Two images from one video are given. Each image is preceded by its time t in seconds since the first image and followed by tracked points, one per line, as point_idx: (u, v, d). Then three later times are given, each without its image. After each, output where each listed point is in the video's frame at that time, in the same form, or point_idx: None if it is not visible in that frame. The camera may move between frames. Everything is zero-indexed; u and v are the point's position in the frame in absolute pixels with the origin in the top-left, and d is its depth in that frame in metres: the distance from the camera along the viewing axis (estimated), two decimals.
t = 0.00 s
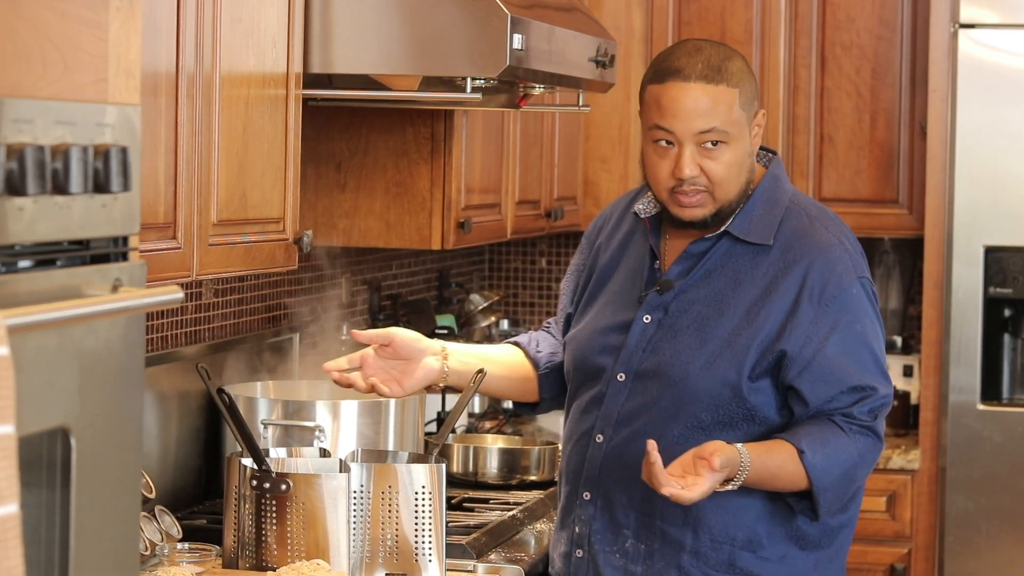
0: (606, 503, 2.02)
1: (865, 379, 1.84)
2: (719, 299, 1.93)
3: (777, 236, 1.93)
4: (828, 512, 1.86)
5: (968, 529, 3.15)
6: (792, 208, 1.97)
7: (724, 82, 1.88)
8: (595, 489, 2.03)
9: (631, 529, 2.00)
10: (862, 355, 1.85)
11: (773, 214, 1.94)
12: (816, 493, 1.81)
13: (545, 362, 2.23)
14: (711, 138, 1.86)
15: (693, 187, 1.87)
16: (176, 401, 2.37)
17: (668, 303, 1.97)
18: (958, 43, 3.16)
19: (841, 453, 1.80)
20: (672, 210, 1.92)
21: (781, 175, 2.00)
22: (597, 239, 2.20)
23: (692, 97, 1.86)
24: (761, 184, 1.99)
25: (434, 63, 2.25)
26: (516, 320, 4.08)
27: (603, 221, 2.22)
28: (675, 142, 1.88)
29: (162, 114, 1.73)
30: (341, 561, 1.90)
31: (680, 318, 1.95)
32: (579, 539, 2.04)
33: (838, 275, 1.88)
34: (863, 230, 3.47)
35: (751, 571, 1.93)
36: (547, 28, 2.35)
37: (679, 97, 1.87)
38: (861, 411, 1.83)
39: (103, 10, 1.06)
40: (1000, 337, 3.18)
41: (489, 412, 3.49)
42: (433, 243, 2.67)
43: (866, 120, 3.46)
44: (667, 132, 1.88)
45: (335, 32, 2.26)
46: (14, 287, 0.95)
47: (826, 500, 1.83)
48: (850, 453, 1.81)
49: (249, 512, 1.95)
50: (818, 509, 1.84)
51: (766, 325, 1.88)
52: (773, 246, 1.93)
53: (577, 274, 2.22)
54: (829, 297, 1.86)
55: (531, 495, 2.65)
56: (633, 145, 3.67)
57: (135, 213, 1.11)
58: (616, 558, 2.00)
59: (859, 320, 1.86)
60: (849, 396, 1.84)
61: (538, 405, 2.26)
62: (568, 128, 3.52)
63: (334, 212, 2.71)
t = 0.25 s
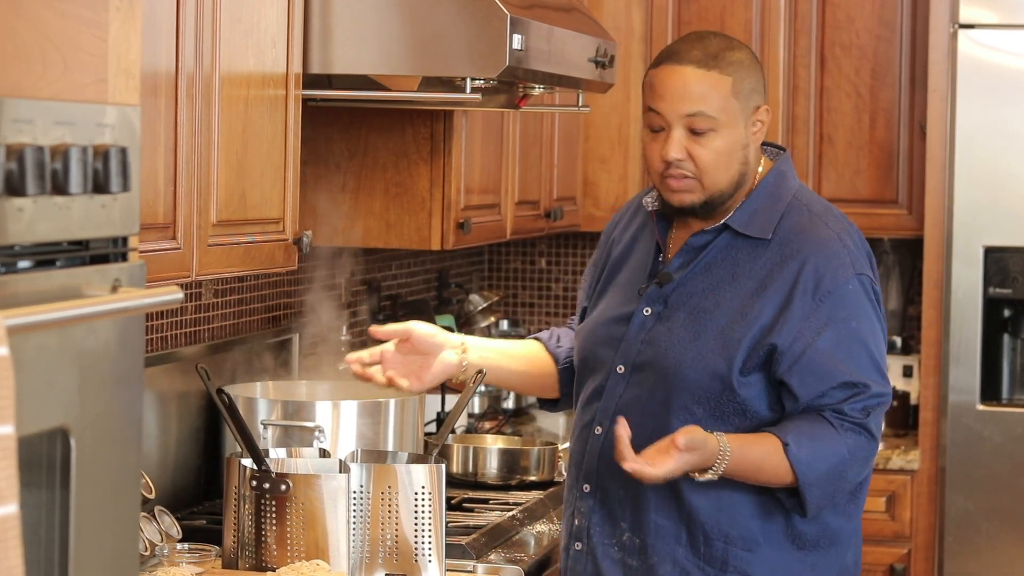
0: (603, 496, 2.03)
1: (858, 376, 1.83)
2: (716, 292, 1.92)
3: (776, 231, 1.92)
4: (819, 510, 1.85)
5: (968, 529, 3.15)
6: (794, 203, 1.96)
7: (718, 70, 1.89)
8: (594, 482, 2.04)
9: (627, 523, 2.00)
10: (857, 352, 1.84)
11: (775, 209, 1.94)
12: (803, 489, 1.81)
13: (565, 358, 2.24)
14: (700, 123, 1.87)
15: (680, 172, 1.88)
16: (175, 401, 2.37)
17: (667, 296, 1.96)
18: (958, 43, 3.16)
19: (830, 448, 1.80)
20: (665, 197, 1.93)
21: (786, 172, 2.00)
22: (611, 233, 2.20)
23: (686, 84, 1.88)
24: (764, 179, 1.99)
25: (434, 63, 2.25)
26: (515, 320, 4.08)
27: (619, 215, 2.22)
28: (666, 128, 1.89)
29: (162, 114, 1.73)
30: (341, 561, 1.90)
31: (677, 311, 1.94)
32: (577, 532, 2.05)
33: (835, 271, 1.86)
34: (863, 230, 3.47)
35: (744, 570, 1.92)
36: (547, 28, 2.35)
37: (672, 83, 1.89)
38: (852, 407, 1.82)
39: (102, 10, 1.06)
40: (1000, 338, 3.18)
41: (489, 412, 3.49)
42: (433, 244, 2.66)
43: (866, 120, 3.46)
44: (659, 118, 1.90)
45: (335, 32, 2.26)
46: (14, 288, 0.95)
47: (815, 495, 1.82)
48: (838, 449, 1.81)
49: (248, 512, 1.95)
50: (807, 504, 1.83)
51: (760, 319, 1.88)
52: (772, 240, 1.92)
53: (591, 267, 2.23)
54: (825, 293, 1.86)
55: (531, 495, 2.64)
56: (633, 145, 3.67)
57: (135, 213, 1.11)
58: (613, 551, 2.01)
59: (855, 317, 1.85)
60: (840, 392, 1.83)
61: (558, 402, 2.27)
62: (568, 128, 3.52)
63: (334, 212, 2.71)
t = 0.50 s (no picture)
0: (599, 487, 2.06)
1: (841, 367, 1.81)
2: (709, 283, 1.93)
3: (771, 223, 1.92)
4: (799, 501, 1.84)
5: (968, 529, 3.15)
6: (794, 196, 1.95)
7: (707, 61, 1.93)
8: (590, 473, 2.06)
9: (619, 514, 2.02)
10: (843, 343, 1.82)
11: (772, 202, 1.94)
12: (779, 474, 1.80)
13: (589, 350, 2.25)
14: (686, 113, 1.91)
15: (666, 160, 1.92)
16: (175, 402, 2.37)
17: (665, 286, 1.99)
18: (958, 43, 3.16)
19: (807, 437, 1.78)
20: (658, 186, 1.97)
21: (789, 166, 1.99)
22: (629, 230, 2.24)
23: (674, 73, 1.92)
24: (766, 172, 1.99)
25: (434, 63, 2.25)
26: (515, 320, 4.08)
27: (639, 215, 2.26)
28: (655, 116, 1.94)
29: (162, 115, 1.73)
30: (341, 561, 1.90)
31: (672, 301, 1.96)
32: (573, 524, 2.08)
33: (823, 261, 1.85)
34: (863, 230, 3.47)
35: (733, 564, 1.92)
36: (546, 28, 2.35)
37: (661, 72, 1.93)
38: (836, 399, 1.80)
39: (102, 10, 1.06)
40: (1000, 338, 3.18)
41: (488, 412, 3.49)
42: (433, 244, 2.66)
43: (866, 120, 3.46)
44: (649, 107, 1.95)
45: (334, 32, 2.26)
46: (14, 288, 0.95)
47: (793, 483, 1.81)
48: (818, 438, 1.79)
49: (248, 512, 1.95)
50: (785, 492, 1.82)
51: (747, 308, 1.88)
52: (767, 232, 1.92)
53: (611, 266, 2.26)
54: (811, 283, 1.84)
55: (531, 495, 2.65)
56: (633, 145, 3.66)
57: (135, 213, 1.11)
58: (606, 542, 2.03)
59: (841, 308, 1.83)
60: (824, 383, 1.81)
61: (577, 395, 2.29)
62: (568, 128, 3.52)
63: (333, 212, 2.71)
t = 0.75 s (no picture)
0: (599, 483, 2.06)
1: (829, 360, 1.79)
2: (707, 276, 1.94)
3: (771, 217, 1.92)
4: (786, 499, 1.83)
5: (968, 529, 3.15)
6: (796, 192, 1.95)
7: (715, 49, 1.94)
8: (591, 467, 2.07)
9: (617, 510, 2.02)
10: (832, 336, 1.81)
11: (773, 196, 1.94)
12: (757, 472, 1.81)
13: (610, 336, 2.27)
14: (690, 98, 1.93)
15: (671, 145, 1.93)
16: (175, 402, 2.37)
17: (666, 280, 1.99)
18: (958, 43, 3.16)
19: (782, 433, 1.79)
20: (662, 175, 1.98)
21: (793, 163, 1.99)
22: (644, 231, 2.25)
23: (682, 58, 1.94)
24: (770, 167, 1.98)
25: (433, 63, 2.25)
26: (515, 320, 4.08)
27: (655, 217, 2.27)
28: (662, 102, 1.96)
29: (161, 115, 1.73)
30: (340, 561, 1.90)
31: (673, 294, 1.97)
32: (574, 520, 2.08)
33: (817, 256, 1.84)
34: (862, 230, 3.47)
35: (730, 562, 1.91)
36: (546, 28, 2.35)
37: (671, 58, 1.95)
38: (821, 393, 1.79)
39: (102, 10, 1.06)
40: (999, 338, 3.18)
41: (488, 413, 3.49)
42: (433, 244, 2.66)
43: (865, 120, 3.46)
44: (657, 93, 1.97)
45: (334, 33, 2.26)
46: (14, 288, 0.95)
47: (777, 481, 1.81)
48: (789, 435, 1.79)
49: (248, 513, 1.95)
50: (768, 491, 1.82)
51: (741, 299, 1.88)
52: (767, 226, 1.92)
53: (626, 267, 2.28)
54: (803, 276, 1.84)
55: (531, 496, 2.65)
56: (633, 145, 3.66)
57: (135, 213, 1.11)
58: (604, 539, 2.03)
59: (832, 300, 1.82)
60: (811, 377, 1.80)
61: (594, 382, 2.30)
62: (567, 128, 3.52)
63: (333, 212, 2.71)
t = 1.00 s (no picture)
0: (609, 485, 2.00)
1: (843, 361, 1.73)
2: (720, 275, 1.88)
3: (785, 216, 1.86)
4: (796, 501, 1.77)
5: (967, 530, 3.15)
6: (811, 191, 1.89)
7: (722, 49, 1.89)
8: (599, 471, 2.01)
9: (627, 511, 1.97)
10: (848, 337, 1.74)
11: (787, 196, 1.88)
12: (764, 472, 1.75)
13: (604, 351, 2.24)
14: (699, 100, 1.87)
15: (683, 150, 1.87)
16: (174, 402, 2.37)
17: (678, 279, 1.93)
18: (956, 44, 3.16)
19: (791, 434, 1.73)
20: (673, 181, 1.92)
21: (807, 163, 1.93)
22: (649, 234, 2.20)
23: (688, 60, 1.89)
24: (783, 167, 1.93)
25: (432, 64, 2.25)
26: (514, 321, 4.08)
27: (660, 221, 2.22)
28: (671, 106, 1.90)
29: (160, 115, 1.73)
30: (339, 562, 1.90)
31: (683, 295, 1.90)
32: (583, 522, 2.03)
33: (833, 255, 1.78)
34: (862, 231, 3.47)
35: (741, 564, 1.86)
36: (545, 29, 2.35)
37: (676, 61, 1.90)
38: (833, 394, 1.73)
39: (101, 11, 1.06)
40: (999, 338, 3.18)
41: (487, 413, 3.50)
42: (432, 245, 2.66)
43: (864, 121, 3.46)
44: (666, 97, 1.91)
45: (332, 32, 2.25)
46: (13, 290, 0.95)
47: (787, 483, 1.75)
48: (800, 436, 1.73)
49: (246, 514, 1.94)
50: (777, 492, 1.76)
51: (754, 298, 1.82)
52: (781, 225, 1.86)
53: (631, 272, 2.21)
54: (819, 275, 1.77)
55: (529, 497, 2.65)
56: (632, 146, 3.67)
57: (133, 214, 1.11)
58: (612, 541, 1.98)
59: (848, 300, 1.76)
60: (825, 378, 1.74)
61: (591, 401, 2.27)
62: (566, 128, 3.52)
63: (333, 213, 2.71)
